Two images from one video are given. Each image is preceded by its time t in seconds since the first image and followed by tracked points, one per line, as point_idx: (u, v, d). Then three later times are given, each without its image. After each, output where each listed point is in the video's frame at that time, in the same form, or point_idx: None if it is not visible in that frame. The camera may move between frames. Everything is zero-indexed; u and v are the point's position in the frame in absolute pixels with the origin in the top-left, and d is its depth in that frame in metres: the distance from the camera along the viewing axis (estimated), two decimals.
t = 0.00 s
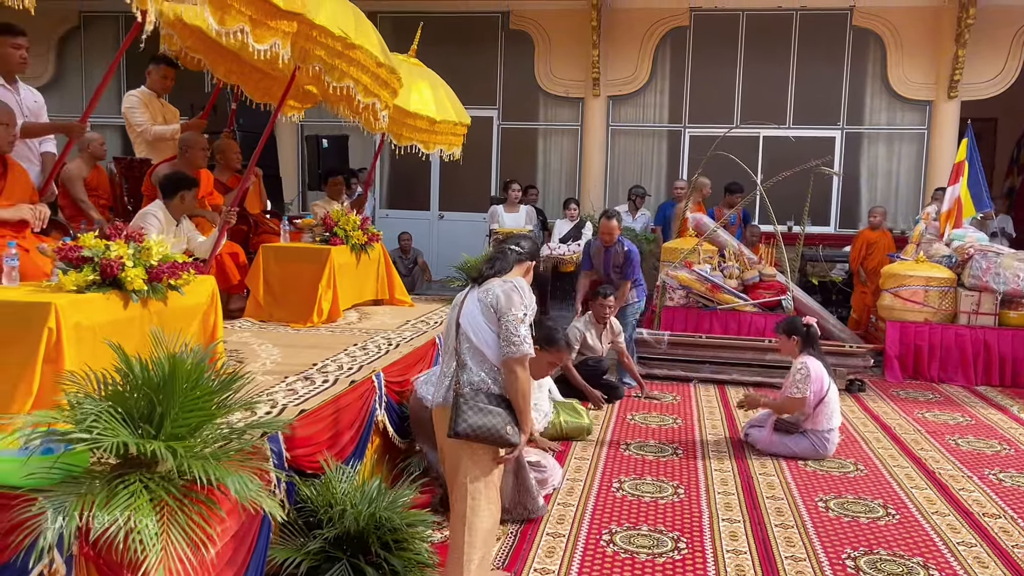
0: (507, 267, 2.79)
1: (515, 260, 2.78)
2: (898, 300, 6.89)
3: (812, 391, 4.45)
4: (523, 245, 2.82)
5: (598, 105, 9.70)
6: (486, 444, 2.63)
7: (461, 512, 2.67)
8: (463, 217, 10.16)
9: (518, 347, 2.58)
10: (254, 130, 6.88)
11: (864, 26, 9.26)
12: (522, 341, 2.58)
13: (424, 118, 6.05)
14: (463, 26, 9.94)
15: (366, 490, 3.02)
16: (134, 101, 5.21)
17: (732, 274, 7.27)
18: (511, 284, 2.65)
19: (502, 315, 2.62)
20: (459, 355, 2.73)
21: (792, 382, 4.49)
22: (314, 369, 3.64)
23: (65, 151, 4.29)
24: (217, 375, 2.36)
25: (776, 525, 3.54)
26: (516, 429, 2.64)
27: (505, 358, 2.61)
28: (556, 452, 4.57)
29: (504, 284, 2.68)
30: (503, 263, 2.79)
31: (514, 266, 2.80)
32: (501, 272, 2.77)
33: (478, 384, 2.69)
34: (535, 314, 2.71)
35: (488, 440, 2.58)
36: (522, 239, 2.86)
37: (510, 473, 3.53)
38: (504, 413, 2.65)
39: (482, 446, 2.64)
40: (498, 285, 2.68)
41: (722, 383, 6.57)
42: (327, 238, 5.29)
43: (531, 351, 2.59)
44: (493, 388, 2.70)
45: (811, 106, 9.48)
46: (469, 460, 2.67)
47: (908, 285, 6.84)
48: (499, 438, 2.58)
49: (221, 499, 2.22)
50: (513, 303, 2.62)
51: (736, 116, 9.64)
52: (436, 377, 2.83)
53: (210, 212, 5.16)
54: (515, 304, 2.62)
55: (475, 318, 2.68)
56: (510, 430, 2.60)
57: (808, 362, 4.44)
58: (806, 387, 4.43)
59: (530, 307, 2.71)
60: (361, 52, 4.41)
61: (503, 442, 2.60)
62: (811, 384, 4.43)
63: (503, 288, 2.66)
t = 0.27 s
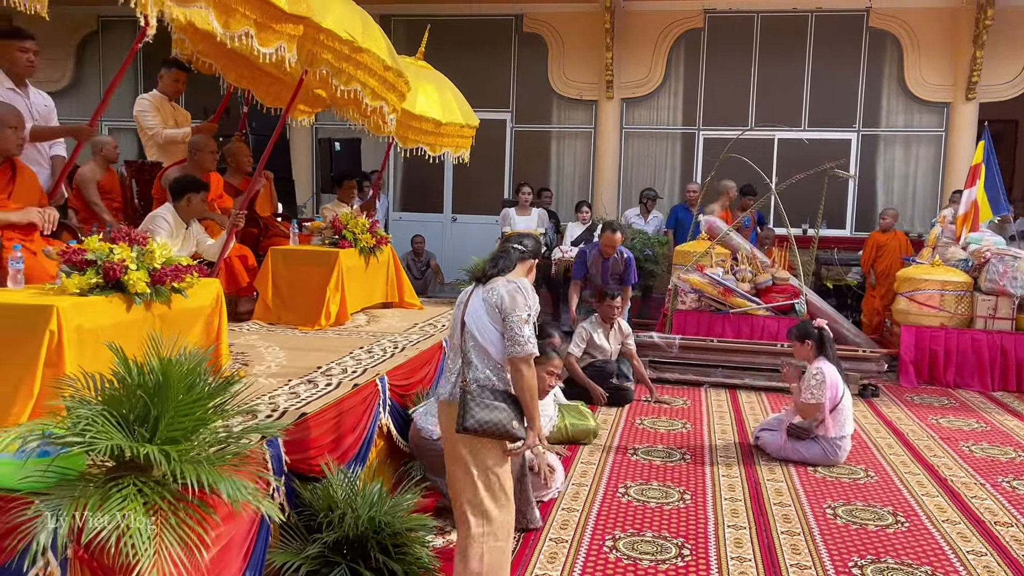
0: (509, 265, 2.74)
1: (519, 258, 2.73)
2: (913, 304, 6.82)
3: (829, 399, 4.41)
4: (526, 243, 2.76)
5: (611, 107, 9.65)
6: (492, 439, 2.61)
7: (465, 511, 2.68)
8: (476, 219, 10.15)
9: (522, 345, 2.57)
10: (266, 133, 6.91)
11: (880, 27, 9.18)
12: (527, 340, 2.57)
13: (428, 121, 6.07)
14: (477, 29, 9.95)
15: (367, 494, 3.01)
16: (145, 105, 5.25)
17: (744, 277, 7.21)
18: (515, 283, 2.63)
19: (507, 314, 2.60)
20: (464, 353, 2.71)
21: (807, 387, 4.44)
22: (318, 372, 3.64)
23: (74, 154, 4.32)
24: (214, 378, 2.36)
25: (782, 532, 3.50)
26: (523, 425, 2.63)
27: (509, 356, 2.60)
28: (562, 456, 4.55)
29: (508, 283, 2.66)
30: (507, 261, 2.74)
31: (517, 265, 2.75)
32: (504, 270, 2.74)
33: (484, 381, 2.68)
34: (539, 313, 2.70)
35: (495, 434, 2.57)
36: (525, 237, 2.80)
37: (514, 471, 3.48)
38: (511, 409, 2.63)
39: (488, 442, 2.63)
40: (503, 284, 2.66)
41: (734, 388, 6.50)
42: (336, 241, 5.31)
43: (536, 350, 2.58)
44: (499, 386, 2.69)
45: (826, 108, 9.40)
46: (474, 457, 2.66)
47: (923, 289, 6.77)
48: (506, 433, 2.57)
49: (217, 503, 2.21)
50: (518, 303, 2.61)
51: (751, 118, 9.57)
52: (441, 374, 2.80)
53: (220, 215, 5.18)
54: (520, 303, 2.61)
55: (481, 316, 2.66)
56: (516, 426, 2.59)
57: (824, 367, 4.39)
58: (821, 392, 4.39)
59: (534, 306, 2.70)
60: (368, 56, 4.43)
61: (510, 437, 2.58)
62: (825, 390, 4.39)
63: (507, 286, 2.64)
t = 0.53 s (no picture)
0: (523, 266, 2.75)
1: (530, 261, 2.76)
2: (931, 308, 6.75)
3: (824, 400, 4.38)
4: (536, 249, 2.82)
5: (627, 109, 9.61)
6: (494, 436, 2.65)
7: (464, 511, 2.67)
8: (491, 222, 10.15)
9: (529, 344, 2.58)
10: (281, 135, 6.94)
11: (899, 28, 9.10)
12: (535, 339, 2.59)
13: (439, 123, 6.09)
14: (492, 32, 9.95)
15: (373, 496, 3.01)
16: (160, 108, 5.28)
17: (759, 281, 7.13)
18: (525, 283, 2.65)
19: (516, 313, 2.61)
20: (471, 349, 2.69)
21: (800, 398, 4.43)
22: (326, 373, 3.65)
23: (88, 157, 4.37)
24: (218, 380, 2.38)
25: (792, 537, 3.47)
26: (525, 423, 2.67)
27: (517, 354, 2.60)
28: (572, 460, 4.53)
29: (518, 283, 2.67)
30: (517, 263, 2.75)
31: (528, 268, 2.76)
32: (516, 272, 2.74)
33: (490, 379, 2.67)
34: (546, 313, 2.72)
35: (498, 432, 2.61)
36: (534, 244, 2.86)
37: (521, 471, 3.49)
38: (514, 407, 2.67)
39: (492, 439, 2.65)
40: (513, 284, 2.67)
41: (748, 392, 6.47)
42: (348, 243, 5.33)
43: (543, 349, 2.60)
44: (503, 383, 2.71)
45: (844, 110, 9.32)
46: (476, 454, 2.66)
47: (941, 293, 6.70)
48: (509, 431, 2.61)
49: (218, 504, 2.23)
50: (528, 303, 2.63)
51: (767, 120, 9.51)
52: (447, 370, 2.77)
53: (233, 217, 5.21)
54: (529, 302, 2.63)
55: (489, 314, 2.66)
56: (519, 424, 2.64)
57: (811, 374, 4.38)
58: (814, 399, 4.37)
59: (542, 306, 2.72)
60: (378, 59, 4.43)
61: (513, 436, 2.63)
62: (819, 396, 4.36)
63: (517, 286, 2.66)
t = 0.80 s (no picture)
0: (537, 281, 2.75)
1: (543, 277, 2.75)
2: (949, 313, 6.68)
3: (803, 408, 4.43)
4: (551, 266, 2.79)
5: (643, 114, 9.59)
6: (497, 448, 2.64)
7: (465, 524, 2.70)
8: (506, 226, 10.16)
9: (540, 357, 2.56)
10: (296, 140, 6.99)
11: (918, 31, 9.01)
12: (544, 352, 2.56)
13: (454, 129, 6.12)
14: (508, 37, 9.97)
15: (382, 499, 3.02)
16: (176, 114, 5.33)
17: (775, 285, 7.07)
18: (538, 296, 2.64)
19: (527, 325, 2.60)
20: (481, 359, 2.69)
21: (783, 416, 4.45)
22: (337, 377, 3.66)
23: (104, 162, 4.41)
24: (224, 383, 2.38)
25: (804, 545, 3.44)
26: (528, 438, 2.65)
27: (525, 367, 2.59)
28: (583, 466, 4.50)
29: (532, 296, 2.66)
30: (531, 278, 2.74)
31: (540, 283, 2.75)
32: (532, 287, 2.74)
33: (496, 390, 2.65)
34: (559, 328, 2.71)
35: (500, 444, 2.59)
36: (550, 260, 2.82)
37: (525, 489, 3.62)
38: (518, 421, 2.65)
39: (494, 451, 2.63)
40: (526, 296, 2.67)
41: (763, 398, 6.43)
42: (361, 247, 5.35)
43: (553, 363, 2.57)
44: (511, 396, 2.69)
45: (862, 113, 9.25)
46: (478, 464, 2.69)
47: (959, 298, 6.63)
48: (512, 444, 2.58)
49: (225, 507, 2.24)
50: (541, 315, 2.61)
51: (784, 124, 9.46)
52: (456, 378, 2.78)
53: (248, 221, 5.24)
54: (542, 316, 2.61)
55: (501, 325, 2.65)
56: (522, 438, 2.62)
57: (784, 391, 4.45)
58: (794, 412, 4.41)
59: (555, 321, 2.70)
60: (391, 64, 4.46)
61: (515, 450, 2.61)
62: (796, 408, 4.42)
63: (530, 299, 2.65)
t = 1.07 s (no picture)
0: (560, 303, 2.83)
1: (564, 299, 2.83)
2: (969, 319, 6.60)
3: (803, 421, 4.41)
4: (573, 290, 2.89)
5: (660, 117, 9.55)
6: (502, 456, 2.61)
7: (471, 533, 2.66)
8: (523, 231, 10.16)
9: (556, 371, 2.58)
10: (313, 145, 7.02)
11: (938, 35, 8.93)
12: (562, 365, 2.58)
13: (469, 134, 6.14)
14: (525, 42, 9.97)
15: (394, 503, 3.02)
16: (194, 119, 5.37)
17: (793, 290, 7.00)
18: (561, 313, 2.69)
19: (547, 338, 2.64)
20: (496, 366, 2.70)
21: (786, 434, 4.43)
22: (351, 381, 3.66)
23: (122, 166, 4.46)
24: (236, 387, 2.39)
25: (819, 552, 3.41)
26: (534, 451, 2.62)
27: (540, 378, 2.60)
28: (597, 471, 4.48)
29: (556, 314, 2.72)
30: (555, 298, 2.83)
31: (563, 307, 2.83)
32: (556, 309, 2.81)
33: (508, 398, 2.63)
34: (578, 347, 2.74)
35: (506, 452, 2.56)
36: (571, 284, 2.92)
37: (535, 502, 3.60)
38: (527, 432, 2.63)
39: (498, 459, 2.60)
40: (550, 313, 2.73)
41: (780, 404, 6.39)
42: (376, 251, 5.37)
43: (569, 378, 2.59)
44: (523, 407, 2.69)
45: (881, 117, 9.17)
46: (483, 472, 2.67)
47: (980, 304, 6.55)
48: (518, 452, 2.56)
49: (235, 511, 2.25)
50: (561, 331, 2.66)
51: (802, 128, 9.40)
52: (469, 384, 2.78)
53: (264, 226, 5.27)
54: (564, 332, 2.66)
55: (520, 337, 2.70)
56: (528, 449, 2.59)
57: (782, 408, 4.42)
58: (795, 426, 4.37)
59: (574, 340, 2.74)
60: (406, 68, 4.49)
61: (521, 460, 2.58)
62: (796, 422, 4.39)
63: (553, 315, 2.71)
